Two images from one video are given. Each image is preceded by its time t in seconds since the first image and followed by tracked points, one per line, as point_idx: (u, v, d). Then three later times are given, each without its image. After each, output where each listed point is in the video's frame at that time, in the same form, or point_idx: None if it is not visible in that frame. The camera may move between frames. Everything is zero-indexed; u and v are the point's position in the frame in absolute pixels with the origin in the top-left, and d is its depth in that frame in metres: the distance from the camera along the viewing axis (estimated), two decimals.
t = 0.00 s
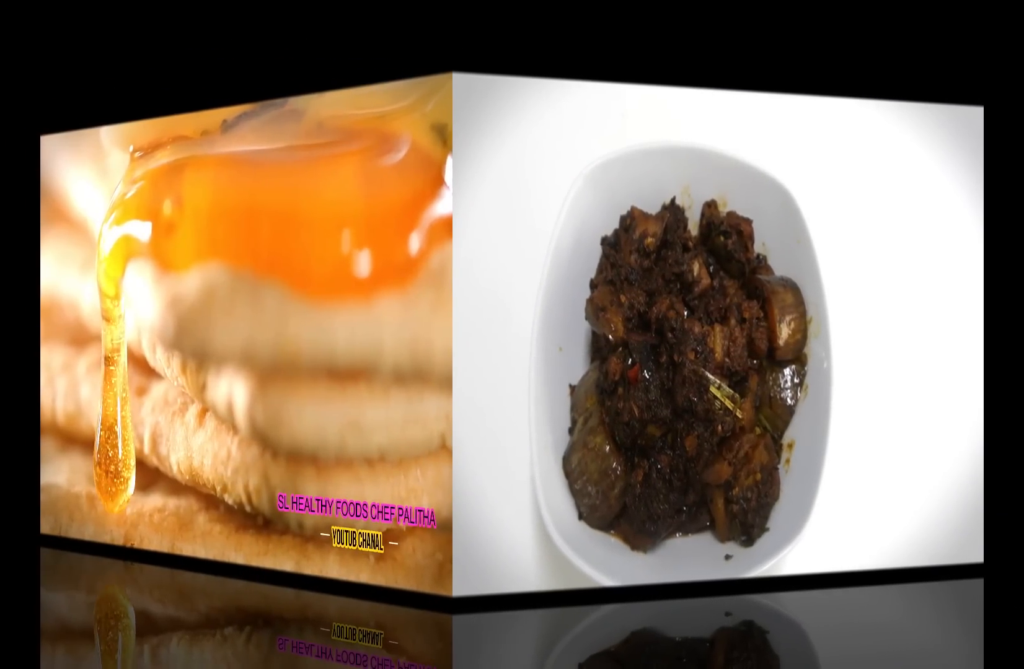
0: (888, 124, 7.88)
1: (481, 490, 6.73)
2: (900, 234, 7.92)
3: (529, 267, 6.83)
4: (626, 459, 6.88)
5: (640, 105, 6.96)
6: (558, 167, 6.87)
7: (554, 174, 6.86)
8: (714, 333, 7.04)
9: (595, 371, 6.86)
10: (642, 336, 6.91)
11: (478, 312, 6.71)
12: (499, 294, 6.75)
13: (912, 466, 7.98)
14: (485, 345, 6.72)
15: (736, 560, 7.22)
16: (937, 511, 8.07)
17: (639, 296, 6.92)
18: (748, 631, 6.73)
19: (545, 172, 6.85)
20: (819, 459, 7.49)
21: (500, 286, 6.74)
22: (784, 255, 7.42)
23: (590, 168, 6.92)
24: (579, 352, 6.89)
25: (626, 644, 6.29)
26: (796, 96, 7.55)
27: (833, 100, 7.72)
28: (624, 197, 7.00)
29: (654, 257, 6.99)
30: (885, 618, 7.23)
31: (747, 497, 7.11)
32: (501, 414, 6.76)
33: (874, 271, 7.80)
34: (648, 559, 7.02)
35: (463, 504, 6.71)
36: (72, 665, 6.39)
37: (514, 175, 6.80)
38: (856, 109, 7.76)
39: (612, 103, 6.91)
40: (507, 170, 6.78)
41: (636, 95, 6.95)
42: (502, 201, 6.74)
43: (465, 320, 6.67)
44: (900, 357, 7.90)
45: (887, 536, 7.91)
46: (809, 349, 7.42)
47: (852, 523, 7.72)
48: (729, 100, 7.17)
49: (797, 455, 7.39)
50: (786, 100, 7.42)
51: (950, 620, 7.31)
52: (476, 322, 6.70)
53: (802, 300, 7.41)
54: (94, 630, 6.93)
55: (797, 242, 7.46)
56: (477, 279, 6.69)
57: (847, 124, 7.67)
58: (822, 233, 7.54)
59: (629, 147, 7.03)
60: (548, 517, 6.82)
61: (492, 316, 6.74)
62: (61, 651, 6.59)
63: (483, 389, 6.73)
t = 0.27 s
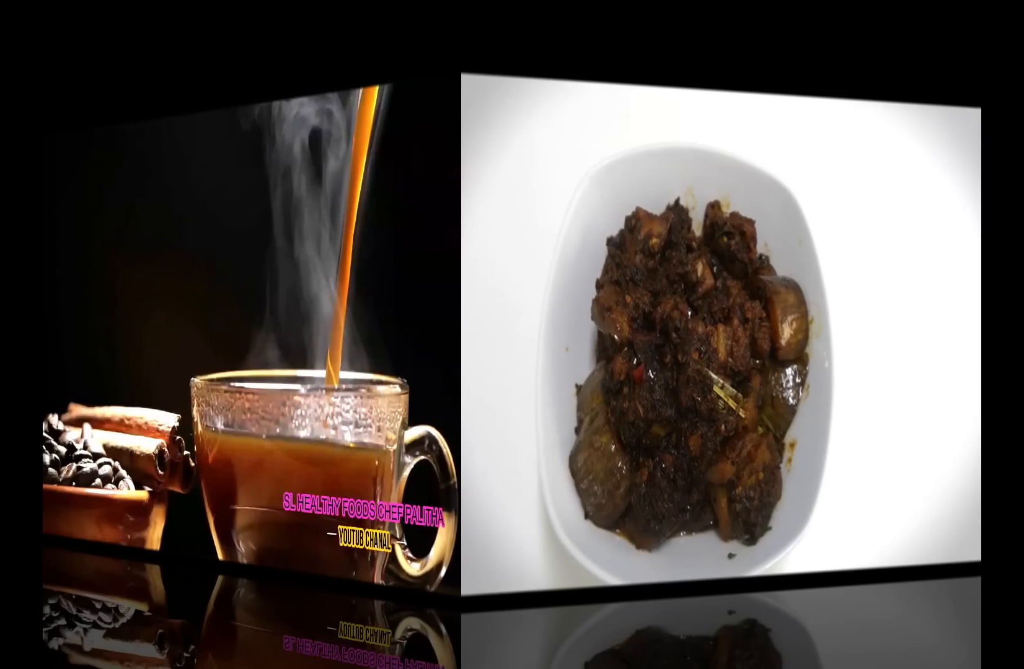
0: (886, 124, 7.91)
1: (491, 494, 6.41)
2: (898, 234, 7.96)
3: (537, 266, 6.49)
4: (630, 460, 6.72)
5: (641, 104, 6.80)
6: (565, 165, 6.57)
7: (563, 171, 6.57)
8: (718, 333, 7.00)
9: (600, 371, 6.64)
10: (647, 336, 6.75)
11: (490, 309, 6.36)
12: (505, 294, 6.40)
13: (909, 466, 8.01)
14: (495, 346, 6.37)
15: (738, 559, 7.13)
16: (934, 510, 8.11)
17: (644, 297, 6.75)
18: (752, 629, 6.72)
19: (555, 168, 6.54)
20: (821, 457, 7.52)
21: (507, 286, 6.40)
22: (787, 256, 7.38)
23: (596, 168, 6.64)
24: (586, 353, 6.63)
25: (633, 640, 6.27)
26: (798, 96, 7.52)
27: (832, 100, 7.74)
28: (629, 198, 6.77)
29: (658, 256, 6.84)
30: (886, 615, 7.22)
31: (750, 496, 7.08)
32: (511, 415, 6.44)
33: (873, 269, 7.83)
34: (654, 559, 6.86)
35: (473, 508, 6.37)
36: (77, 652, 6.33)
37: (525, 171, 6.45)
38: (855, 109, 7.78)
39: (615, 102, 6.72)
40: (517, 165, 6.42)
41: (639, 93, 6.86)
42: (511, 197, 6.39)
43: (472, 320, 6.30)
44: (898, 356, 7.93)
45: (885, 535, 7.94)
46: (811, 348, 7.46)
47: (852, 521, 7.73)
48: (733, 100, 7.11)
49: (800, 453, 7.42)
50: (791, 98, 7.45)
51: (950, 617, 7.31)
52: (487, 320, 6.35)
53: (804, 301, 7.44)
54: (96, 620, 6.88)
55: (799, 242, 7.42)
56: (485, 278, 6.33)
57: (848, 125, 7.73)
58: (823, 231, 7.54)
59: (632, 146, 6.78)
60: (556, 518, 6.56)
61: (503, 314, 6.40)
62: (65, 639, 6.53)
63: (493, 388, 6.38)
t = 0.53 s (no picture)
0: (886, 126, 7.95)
1: (498, 493, 6.44)
2: (897, 236, 8.01)
3: (542, 267, 6.52)
4: (636, 458, 6.76)
5: (647, 106, 6.84)
6: (573, 165, 6.61)
7: (568, 173, 6.60)
8: (721, 333, 7.04)
9: (607, 371, 6.68)
10: (652, 335, 6.79)
11: (499, 310, 6.39)
12: (513, 293, 6.43)
13: (908, 466, 8.06)
14: (503, 346, 6.40)
15: (741, 558, 7.18)
16: (932, 511, 8.16)
17: (649, 298, 6.79)
18: (754, 628, 6.75)
19: (562, 169, 6.58)
20: (823, 458, 7.56)
21: (514, 287, 6.43)
22: (789, 257, 7.41)
23: (602, 169, 6.69)
24: (592, 353, 6.67)
25: (638, 639, 6.30)
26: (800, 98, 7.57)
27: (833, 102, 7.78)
28: (635, 198, 6.81)
29: (663, 257, 6.86)
30: (888, 613, 7.25)
31: (753, 495, 7.12)
32: (519, 415, 6.47)
33: (874, 270, 7.88)
34: (659, 557, 6.90)
35: (481, 506, 6.40)
36: (80, 652, 6.34)
37: (533, 171, 6.49)
38: (856, 111, 7.82)
39: (621, 104, 6.76)
40: (526, 165, 6.45)
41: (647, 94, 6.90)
42: (519, 197, 6.42)
43: (481, 321, 6.34)
44: (898, 357, 7.97)
45: (886, 535, 7.98)
46: (813, 348, 7.51)
47: (852, 520, 7.77)
48: (737, 101, 7.16)
49: (801, 453, 7.46)
50: (793, 100, 7.49)
51: (951, 615, 7.35)
52: (495, 321, 6.38)
53: (805, 301, 7.48)
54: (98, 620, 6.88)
55: (801, 243, 7.46)
56: (495, 278, 6.37)
57: (851, 126, 7.78)
58: (825, 232, 7.58)
59: (638, 148, 6.82)
60: (562, 515, 6.59)
61: (509, 315, 6.43)
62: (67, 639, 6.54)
63: (500, 387, 6.41)
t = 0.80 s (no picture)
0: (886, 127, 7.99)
1: (506, 491, 6.47)
2: (896, 236, 8.05)
3: (549, 267, 6.56)
4: (641, 458, 6.79)
5: (652, 107, 6.89)
6: (579, 166, 6.65)
7: (574, 174, 6.64)
8: (725, 333, 7.08)
9: (612, 371, 6.73)
10: (657, 335, 6.84)
11: (506, 310, 6.43)
12: (521, 293, 6.47)
13: (908, 465, 8.10)
14: (511, 345, 6.43)
15: (744, 557, 7.22)
16: (931, 510, 8.20)
17: (654, 298, 6.84)
18: (756, 628, 6.70)
19: (568, 170, 6.62)
20: (824, 457, 7.61)
21: (522, 286, 6.47)
22: (791, 258, 7.45)
23: (608, 170, 6.73)
24: (598, 353, 6.71)
25: (642, 640, 6.26)
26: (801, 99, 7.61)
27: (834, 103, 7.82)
28: (640, 199, 6.86)
29: (668, 257, 6.92)
30: (888, 611, 7.29)
31: (756, 494, 7.17)
32: (526, 414, 6.50)
33: (874, 270, 7.92)
34: (663, 556, 6.94)
35: (489, 505, 6.43)
36: (84, 651, 6.36)
37: (540, 172, 6.53)
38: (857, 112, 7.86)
39: (626, 105, 6.81)
40: (533, 166, 6.49)
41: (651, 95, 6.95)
42: (527, 198, 6.46)
43: (490, 320, 6.37)
44: (898, 357, 8.01)
45: (885, 534, 8.01)
46: (814, 348, 7.55)
47: (852, 519, 7.81)
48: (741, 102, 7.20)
49: (803, 453, 7.50)
50: (795, 102, 7.54)
51: (951, 613, 7.39)
52: (503, 320, 6.42)
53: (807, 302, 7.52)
54: (101, 619, 6.89)
55: (803, 244, 7.50)
56: (503, 278, 6.41)
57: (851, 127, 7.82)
58: (826, 233, 7.62)
59: (642, 149, 6.87)
60: (569, 513, 6.62)
61: (517, 315, 6.46)
62: (70, 638, 6.56)
63: (507, 387, 6.45)
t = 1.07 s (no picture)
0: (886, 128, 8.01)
1: (514, 490, 6.51)
2: (895, 237, 8.09)
3: (555, 267, 6.61)
4: (646, 457, 6.87)
5: (656, 109, 6.94)
6: (585, 168, 6.71)
7: (580, 175, 6.69)
8: (728, 333, 7.13)
9: (618, 370, 6.78)
10: (662, 335, 6.91)
11: (514, 311, 6.47)
12: (528, 294, 6.52)
13: (907, 465, 8.14)
14: (518, 345, 6.49)
15: (747, 556, 7.26)
16: (930, 509, 8.24)
17: (658, 298, 6.90)
18: (759, 626, 6.70)
19: (573, 172, 6.67)
20: (824, 457, 7.65)
21: (529, 287, 6.52)
22: (793, 258, 7.49)
23: (613, 171, 6.79)
24: (604, 353, 6.76)
25: (646, 638, 6.27)
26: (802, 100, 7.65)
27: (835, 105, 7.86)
28: (644, 200, 6.91)
29: (672, 258, 6.99)
30: (889, 608, 7.32)
31: (758, 493, 7.21)
32: (534, 413, 6.55)
33: (874, 269, 7.95)
34: (667, 556, 6.99)
35: (498, 504, 6.47)
36: (86, 650, 6.34)
37: (546, 174, 6.58)
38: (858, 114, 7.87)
39: (631, 108, 6.86)
40: (539, 168, 6.54)
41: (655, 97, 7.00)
42: (533, 200, 6.52)
43: (498, 321, 6.42)
44: (898, 357, 8.05)
45: (885, 533, 8.05)
46: (816, 348, 7.59)
47: (852, 518, 7.85)
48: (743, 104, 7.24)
49: (804, 452, 7.55)
50: (796, 103, 7.57)
51: (951, 610, 7.42)
52: (510, 321, 6.46)
53: (809, 303, 7.55)
54: (103, 619, 6.89)
55: (805, 244, 7.55)
56: (511, 279, 6.46)
57: (852, 128, 7.84)
58: (826, 233, 7.66)
59: (646, 150, 6.92)
60: (575, 512, 6.67)
61: (524, 316, 6.51)
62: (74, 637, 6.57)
63: (515, 387, 6.49)
